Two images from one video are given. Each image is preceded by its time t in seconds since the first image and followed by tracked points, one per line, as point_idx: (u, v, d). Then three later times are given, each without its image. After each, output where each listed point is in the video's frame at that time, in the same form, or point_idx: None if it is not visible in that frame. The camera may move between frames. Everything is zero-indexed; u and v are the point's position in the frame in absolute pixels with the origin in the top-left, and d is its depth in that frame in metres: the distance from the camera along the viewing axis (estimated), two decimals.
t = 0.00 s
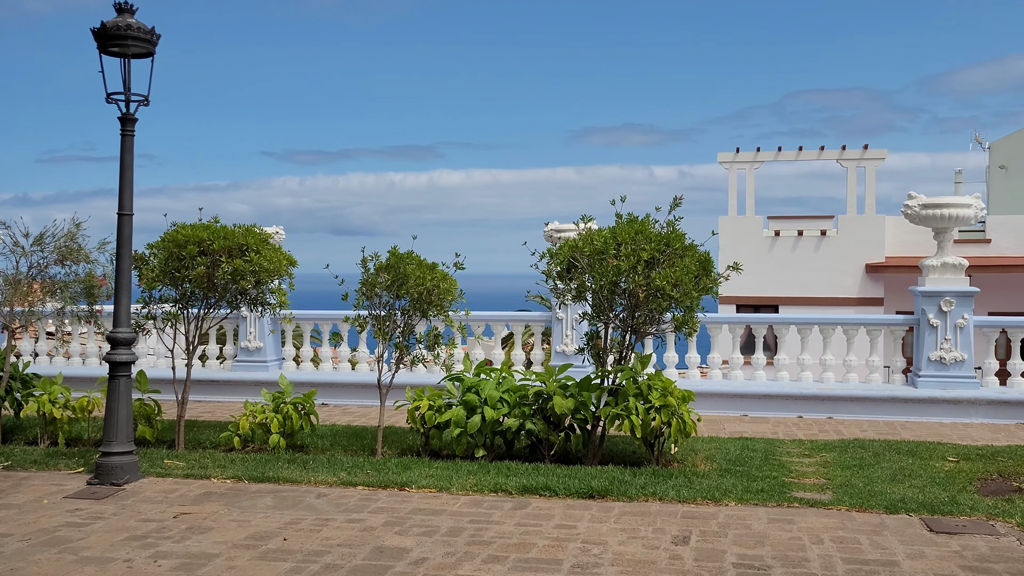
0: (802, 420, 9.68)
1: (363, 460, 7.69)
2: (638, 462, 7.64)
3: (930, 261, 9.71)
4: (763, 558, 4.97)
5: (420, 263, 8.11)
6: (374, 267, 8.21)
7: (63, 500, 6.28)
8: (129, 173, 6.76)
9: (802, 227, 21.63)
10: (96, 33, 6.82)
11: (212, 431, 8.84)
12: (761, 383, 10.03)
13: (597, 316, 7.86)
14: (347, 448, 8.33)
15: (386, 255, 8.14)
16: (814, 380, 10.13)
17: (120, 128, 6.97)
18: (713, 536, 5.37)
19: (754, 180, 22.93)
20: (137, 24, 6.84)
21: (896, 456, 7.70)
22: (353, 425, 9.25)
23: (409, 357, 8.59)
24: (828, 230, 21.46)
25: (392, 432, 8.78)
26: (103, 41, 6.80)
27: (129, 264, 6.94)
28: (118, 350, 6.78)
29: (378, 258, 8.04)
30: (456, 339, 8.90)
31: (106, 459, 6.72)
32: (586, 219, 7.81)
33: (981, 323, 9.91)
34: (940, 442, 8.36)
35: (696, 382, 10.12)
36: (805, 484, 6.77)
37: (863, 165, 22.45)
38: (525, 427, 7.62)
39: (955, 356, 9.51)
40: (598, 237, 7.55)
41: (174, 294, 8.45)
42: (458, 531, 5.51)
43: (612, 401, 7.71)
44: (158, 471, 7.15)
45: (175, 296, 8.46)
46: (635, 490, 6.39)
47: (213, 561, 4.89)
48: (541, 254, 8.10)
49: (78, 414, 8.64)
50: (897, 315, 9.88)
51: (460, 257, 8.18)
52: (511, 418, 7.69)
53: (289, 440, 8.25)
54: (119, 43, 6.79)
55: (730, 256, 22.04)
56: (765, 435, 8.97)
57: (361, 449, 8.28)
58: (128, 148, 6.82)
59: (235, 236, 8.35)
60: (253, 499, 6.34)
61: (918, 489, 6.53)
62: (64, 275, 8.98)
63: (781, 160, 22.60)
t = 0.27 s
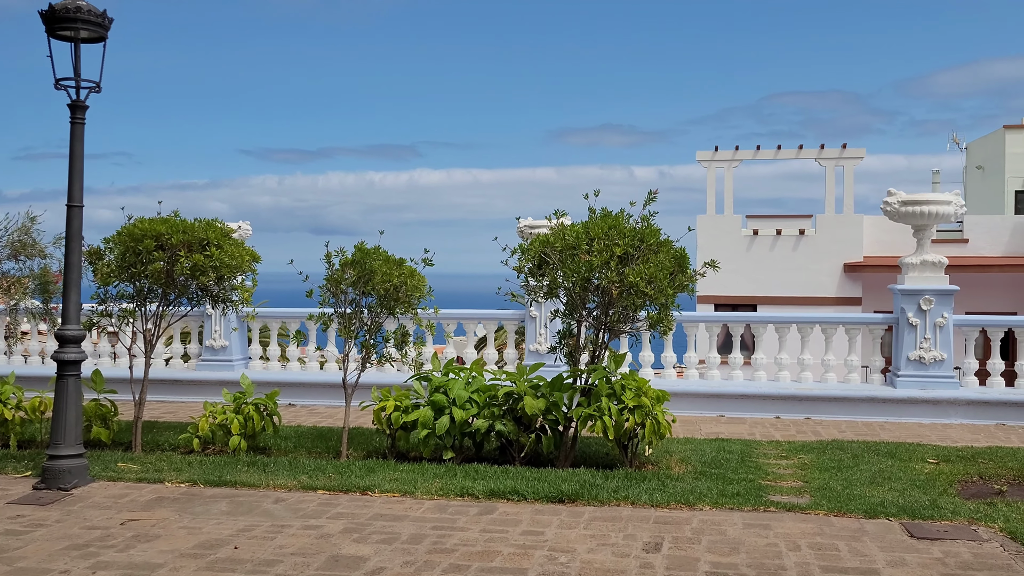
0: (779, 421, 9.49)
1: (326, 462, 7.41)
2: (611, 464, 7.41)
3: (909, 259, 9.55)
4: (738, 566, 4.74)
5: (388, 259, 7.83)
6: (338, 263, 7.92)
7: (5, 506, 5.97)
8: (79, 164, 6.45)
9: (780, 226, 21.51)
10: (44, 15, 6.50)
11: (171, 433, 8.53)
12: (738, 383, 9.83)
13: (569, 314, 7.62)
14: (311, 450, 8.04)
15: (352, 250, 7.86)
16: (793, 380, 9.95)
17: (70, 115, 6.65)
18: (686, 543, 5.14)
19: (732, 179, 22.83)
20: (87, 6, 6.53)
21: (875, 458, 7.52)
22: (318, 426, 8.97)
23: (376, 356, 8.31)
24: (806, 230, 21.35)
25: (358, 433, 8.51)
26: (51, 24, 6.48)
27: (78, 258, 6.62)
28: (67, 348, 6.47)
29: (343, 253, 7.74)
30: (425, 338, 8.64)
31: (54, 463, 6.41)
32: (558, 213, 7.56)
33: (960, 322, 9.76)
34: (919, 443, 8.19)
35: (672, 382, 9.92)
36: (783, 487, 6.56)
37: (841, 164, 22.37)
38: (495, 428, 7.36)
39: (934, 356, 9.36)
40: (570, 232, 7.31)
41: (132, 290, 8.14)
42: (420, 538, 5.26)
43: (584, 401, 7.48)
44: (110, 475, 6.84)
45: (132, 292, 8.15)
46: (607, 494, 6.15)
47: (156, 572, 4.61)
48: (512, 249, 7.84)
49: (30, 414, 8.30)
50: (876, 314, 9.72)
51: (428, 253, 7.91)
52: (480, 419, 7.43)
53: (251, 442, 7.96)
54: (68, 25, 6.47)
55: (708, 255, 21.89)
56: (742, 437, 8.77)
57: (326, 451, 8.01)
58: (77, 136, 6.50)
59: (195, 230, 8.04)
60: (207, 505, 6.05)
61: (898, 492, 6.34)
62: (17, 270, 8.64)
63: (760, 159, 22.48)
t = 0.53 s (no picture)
0: (757, 425, 9.29)
1: (289, 470, 7.13)
2: (584, 473, 7.17)
3: (890, 261, 9.37)
4: None
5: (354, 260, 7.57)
6: (303, 264, 7.64)
7: None
8: (25, 158, 6.14)
9: (760, 227, 21.39)
10: None
11: (129, 439, 8.21)
12: (716, 387, 9.62)
13: (541, 317, 7.38)
14: (274, 457, 7.76)
15: (317, 250, 7.58)
16: (771, 384, 9.75)
17: (17, 107, 6.34)
18: (658, 558, 4.91)
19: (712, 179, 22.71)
20: None
21: (854, 465, 7.32)
22: (284, 432, 8.68)
23: (343, 360, 8.04)
24: (786, 230, 21.23)
25: (324, 439, 8.23)
26: None
27: (25, 257, 6.31)
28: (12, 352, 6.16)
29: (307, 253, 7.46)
30: (394, 341, 8.38)
31: None
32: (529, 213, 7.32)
33: (941, 325, 9.60)
34: (899, 448, 8.00)
35: (649, 386, 9.71)
36: (760, 497, 6.35)
37: (821, 164, 22.26)
38: (463, 435, 7.11)
39: (915, 359, 9.18)
40: (542, 233, 7.07)
41: (87, 291, 7.83)
42: (380, 553, 5.00)
43: (557, 407, 7.24)
44: (59, 485, 6.53)
45: (88, 293, 7.83)
46: (578, 505, 5.91)
47: None
48: (483, 250, 7.59)
49: None
50: (856, 316, 9.53)
51: (396, 253, 7.66)
52: (449, 425, 7.18)
53: (211, 449, 7.66)
54: (15, 13, 6.16)
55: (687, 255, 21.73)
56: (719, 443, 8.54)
57: (290, 458, 7.72)
58: (24, 129, 6.19)
59: (154, 229, 7.74)
60: (158, 517, 5.76)
61: (878, 502, 6.14)
62: None
63: (740, 159, 22.35)
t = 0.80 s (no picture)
0: (735, 430, 9.06)
1: (246, 478, 6.81)
2: (556, 479, 6.90)
3: (869, 261, 9.18)
4: None
5: (317, 258, 7.26)
6: (263, 262, 7.32)
7: None
8: None
9: (738, 228, 21.21)
10: None
11: (82, 446, 7.85)
12: (692, 390, 9.38)
13: (511, 318, 7.10)
14: (233, 464, 7.44)
15: (278, 247, 7.26)
16: (749, 387, 9.53)
17: None
18: (630, 571, 4.65)
19: (690, 180, 22.55)
20: None
21: (834, 471, 7.09)
22: (246, 437, 8.35)
23: (306, 362, 7.72)
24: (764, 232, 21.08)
25: (286, 444, 7.91)
26: None
27: None
28: None
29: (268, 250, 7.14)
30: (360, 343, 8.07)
31: None
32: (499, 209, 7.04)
33: (921, 327, 9.41)
34: (879, 453, 7.79)
35: (624, 389, 9.46)
36: (737, 504, 6.09)
37: (799, 166, 22.16)
38: (430, 440, 6.82)
39: (894, 362, 9.00)
40: (511, 230, 6.78)
41: (37, 290, 7.47)
42: (335, 567, 4.71)
43: (528, 411, 6.97)
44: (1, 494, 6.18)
45: (37, 293, 7.48)
46: (548, 514, 5.64)
47: None
48: (451, 248, 7.30)
49: None
50: (835, 318, 9.34)
51: (361, 252, 7.36)
52: (415, 430, 6.88)
53: (166, 456, 7.33)
54: None
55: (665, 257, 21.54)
56: (695, 447, 8.29)
57: (249, 465, 7.40)
58: None
59: (107, 226, 7.40)
60: (103, 529, 5.43)
61: (859, 510, 5.90)
62: None
63: (717, 160, 22.20)
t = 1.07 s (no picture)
0: (712, 438, 8.83)
1: (202, 492, 6.48)
2: (528, 493, 6.62)
3: (849, 265, 8.99)
4: None
5: (279, 262, 6.91)
6: (222, 266, 6.96)
7: None
8: None
9: (716, 232, 21.05)
10: None
11: (31, 457, 7.48)
12: (669, 398, 9.14)
13: (482, 324, 6.81)
14: (190, 477, 7.10)
15: (238, 250, 6.91)
16: (727, 394, 9.30)
17: None
18: None
19: (667, 183, 22.38)
20: None
21: (814, 482, 6.87)
22: (205, 448, 8.01)
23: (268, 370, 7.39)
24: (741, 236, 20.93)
25: (247, 456, 7.58)
26: None
27: None
28: None
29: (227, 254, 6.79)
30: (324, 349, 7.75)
31: None
32: (469, 211, 6.75)
33: (901, 333, 9.23)
34: (860, 463, 7.59)
35: (599, 396, 9.20)
36: (715, 519, 5.85)
37: (776, 169, 22.03)
38: (396, 452, 6.51)
39: (874, 368, 8.81)
40: (481, 232, 6.49)
41: None
42: None
43: (498, 422, 6.68)
44: None
45: None
46: (517, 532, 5.37)
47: None
48: (419, 252, 6.99)
49: None
50: (814, 324, 9.14)
51: (326, 255, 7.01)
52: (380, 442, 6.57)
53: (119, 469, 6.98)
54: None
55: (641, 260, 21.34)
56: (671, 457, 8.03)
57: (207, 478, 7.07)
58: None
59: (58, 227, 7.04)
60: (43, 551, 5.10)
61: (842, 526, 5.68)
62: None
63: (695, 163, 22.04)
